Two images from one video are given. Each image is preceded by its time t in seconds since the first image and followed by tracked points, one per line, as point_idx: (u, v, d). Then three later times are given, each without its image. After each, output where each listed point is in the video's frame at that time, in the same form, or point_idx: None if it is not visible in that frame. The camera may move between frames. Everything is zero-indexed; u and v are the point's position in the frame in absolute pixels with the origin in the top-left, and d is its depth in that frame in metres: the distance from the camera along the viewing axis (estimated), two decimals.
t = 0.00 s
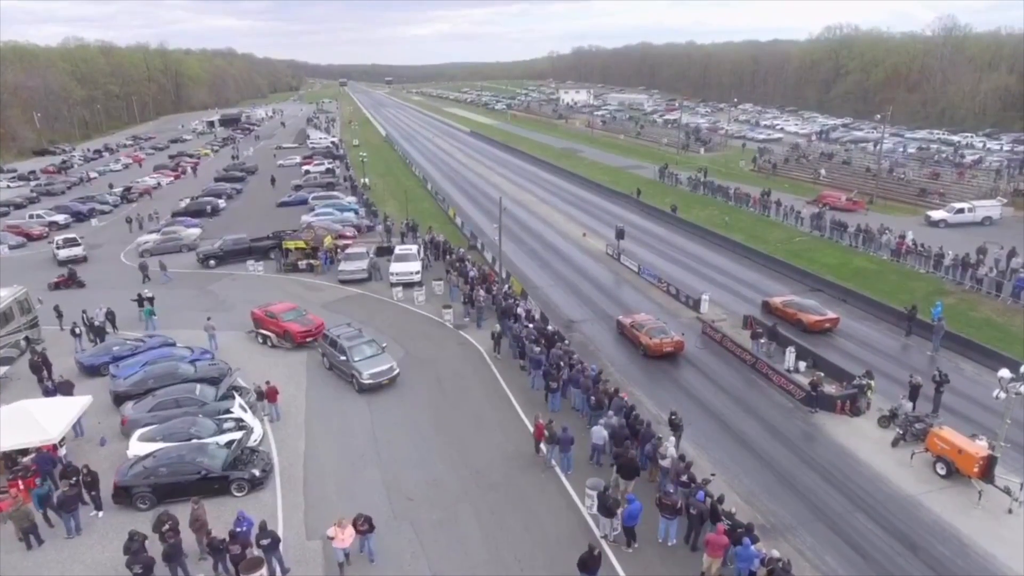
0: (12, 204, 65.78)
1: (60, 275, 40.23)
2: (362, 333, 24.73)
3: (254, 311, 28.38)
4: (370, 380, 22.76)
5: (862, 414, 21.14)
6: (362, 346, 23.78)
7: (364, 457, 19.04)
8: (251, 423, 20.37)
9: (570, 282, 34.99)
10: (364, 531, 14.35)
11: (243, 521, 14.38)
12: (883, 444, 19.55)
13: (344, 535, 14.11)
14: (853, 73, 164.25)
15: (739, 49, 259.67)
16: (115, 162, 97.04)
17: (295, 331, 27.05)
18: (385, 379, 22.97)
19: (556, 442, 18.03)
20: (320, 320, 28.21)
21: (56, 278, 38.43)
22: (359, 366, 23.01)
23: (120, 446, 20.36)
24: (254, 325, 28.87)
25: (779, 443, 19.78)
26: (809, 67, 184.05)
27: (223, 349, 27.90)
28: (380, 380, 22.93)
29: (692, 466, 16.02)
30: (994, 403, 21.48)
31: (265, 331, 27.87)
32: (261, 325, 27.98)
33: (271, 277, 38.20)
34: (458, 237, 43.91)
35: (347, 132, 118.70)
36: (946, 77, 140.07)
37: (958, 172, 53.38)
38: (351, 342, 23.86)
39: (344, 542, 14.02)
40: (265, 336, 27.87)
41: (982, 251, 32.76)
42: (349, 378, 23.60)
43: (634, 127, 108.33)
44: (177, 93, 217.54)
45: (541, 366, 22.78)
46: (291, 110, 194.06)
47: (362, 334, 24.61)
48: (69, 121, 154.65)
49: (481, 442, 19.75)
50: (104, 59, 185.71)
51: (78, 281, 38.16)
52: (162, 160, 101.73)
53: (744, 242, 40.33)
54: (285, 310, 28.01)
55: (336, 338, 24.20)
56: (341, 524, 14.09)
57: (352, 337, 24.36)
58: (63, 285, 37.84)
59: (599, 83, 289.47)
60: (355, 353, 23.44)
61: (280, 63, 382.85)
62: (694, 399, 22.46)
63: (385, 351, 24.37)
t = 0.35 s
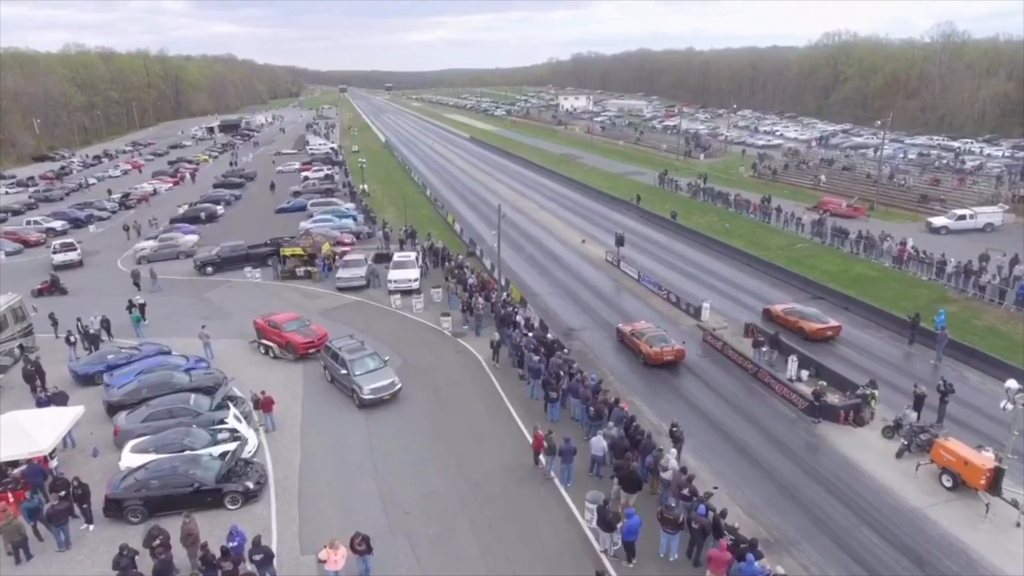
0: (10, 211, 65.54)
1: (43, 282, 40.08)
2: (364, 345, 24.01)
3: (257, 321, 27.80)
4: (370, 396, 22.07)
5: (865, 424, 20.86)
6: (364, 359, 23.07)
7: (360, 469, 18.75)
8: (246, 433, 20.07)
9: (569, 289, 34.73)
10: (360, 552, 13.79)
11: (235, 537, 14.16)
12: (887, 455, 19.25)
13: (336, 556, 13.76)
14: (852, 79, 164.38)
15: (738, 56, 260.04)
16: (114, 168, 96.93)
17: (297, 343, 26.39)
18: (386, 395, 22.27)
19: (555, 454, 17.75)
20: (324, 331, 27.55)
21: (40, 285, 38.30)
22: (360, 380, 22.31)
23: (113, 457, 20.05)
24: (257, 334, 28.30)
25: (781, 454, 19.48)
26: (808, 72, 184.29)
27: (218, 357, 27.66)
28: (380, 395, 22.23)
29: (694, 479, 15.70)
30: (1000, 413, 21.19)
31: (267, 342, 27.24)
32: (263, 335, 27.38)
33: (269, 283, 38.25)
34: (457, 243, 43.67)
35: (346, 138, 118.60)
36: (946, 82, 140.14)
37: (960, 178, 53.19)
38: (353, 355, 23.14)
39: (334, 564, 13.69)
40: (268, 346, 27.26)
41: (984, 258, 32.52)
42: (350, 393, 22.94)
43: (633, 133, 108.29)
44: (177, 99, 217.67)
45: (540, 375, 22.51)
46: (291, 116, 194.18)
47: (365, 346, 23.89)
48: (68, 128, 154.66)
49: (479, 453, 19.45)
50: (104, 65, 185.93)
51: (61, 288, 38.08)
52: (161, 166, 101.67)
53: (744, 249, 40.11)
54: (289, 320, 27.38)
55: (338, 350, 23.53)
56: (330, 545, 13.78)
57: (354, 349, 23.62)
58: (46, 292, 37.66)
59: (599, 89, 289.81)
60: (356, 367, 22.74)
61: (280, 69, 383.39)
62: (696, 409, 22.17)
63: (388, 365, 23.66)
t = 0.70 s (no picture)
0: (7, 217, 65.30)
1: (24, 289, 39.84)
2: (368, 359, 23.05)
3: (261, 332, 27.09)
4: (371, 415, 21.17)
5: (871, 437, 20.49)
6: (366, 375, 22.12)
7: (356, 483, 18.38)
8: (240, 446, 19.71)
9: (570, 298, 34.40)
10: None
11: (228, 555, 13.87)
12: (894, 469, 18.90)
13: None
14: (852, 86, 164.45)
15: (737, 63, 260.50)
16: (113, 175, 96.77)
17: (300, 356, 25.54)
18: (388, 414, 21.36)
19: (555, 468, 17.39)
20: (328, 344, 26.68)
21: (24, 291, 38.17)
22: (361, 398, 21.40)
23: (105, 470, 19.67)
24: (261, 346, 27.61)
25: (786, 468, 19.10)
26: (808, 79, 184.47)
27: (213, 367, 27.39)
28: (383, 415, 21.33)
29: (699, 494, 15.33)
30: (1008, 425, 20.82)
31: (271, 354, 26.49)
32: (267, 347, 26.65)
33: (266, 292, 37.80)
34: (456, 251, 43.36)
35: (346, 144, 118.55)
36: (945, 90, 140.32)
37: (961, 185, 52.97)
38: (355, 370, 22.22)
39: None
40: (271, 359, 26.54)
41: (988, 266, 32.23)
42: (351, 410, 22.07)
43: (633, 140, 108.21)
44: (177, 106, 217.88)
45: (539, 386, 22.16)
46: (291, 122, 194.41)
47: (368, 360, 22.95)
48: (67, 134, 154.52)
49: (478, 467, 19.06)
50: (104, 72, 186.11)
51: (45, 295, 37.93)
52: (160, 172, 101.51)
53: (745, 257, 39.81)
54: (292, 332, 26.59)
55: (339, 365, 22.60)
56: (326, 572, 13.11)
57: (357, 363, 22.71)
58: (28, 299, 37.47)
59: (598, 96, 290.33)
60: (358, 383, 21.80)
61: (280, 75, 384.18)
62: (698, 420, 21.81)
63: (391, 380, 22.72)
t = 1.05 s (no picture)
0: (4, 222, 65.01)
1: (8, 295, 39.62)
2: (372, 374, 22.34)
3: (265, 341, 26.51)
4: (372, 431, 20.39)
5: (878, 447, 20.14)
6: (369, 390, 21.35)
7: (353, 494, 18.03)
8: (235, 456, 19.36)
9: (570, 304, 34.06)
10: None
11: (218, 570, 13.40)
12: (901, 480, 18.55)
13: None
14: (852, 90, 164.42)
15: (737, 67, 260.67)
16: (112, 179, 96.60)
17: (303, 367, 24.88)
18: (390, 430, 20.60)
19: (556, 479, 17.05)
20: (332, 355, 26.00)
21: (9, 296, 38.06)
22: (362, 414, 20.63)
23: (97, 481, 19.30)
24: (265, 357, 27.02)
25: (792, 479, 18.75)
26: (808, 84, 184.41)
27: (210, 375, 27.06)
28: (384, 431, 20.55)
29: (704, 508, 14.98)
30: (1017, 436, 20.47)
31: (274, 365, 25.86)
32: (270, 358, 26.05)
33: (263, 297, 37.36)
34: (456, 256, 43.06)
35: (346, 149, 118.40)
36: (944, 95, 140.35)
37: (963, 190, 52.69)
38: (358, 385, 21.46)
39: None
40: (274, 370, 25.88)
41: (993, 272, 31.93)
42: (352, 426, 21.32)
43: (633, 144, 108.02)
44: (177, 110, 217.85)
45: (540, 395, 21.85)
46: (291, 127, 194.36)
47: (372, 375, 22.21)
48: (66, 138, 154.45)
49: (477, 478, 18.70)
50: (104, 76, 186.19)
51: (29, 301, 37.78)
52: (159, 176, 101.35)
53: (747, 262, 39.53)
54: (296, 343, 25.96)
55: (341, 379, 21.87)
56: None
57: (360, 377, 21.96)
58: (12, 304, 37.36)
59: (598, 101, 290.57)
60: (360, 398, 21.04)
61: (281, 80, 384.57)
62: (702, 430, 21.46)
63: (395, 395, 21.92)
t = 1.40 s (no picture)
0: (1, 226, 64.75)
1: None
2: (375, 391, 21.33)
3: (269, 353, 25.66)
4: (373, 453, 19.33)
5: (885, 458, 19.74)
6: (372, 408, 20.35)
7: (348, 508, 17.61)
8: (228, 467, 18.94)
9: (571, 310, 33.61)
10: None
11: None
12: (909, 492, 18.14)
13: None
14: (851, 94, 164.33)
15: (737, 71, 260.78)
16: (110, 183, 96.38)
17: (306, 381, 23.96)
18: (391, 452, 19.49)
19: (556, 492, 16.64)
20: (337, 368, 25.05)
21: None
22: (363, 433, 19.61)
23: (87, 492, 18.89)
24: (268, 367, 26.17)
25: (797, 491, 18.34)
26: (808, 88, 184.45)
27: (204, 383, 26.65)
28: (385, 452, 19.46)
29: (708, 523, 14.61)
30: None
31: (277, 377, 24.97)
32: (273, 369, 25.15)
33: (260, 303, 36.96)
34: (455, 261, 42.69)
35: (345, 152, 118.12)
36: (944, 98, 140.22)
37: (966, 194, 52.29)
38: (360, 403, 20.45)
39: None
40: (277, 382, 24.99)
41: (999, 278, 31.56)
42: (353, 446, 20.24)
43: (633, 148, 107.78)
44: (177, 113, 217.87)
45: (540, 405, 21.47)
46: (291, 130, 194.17)
47: (375, 392, 21.19)
48: (65, 142, 154.39)
49: (475, 490, 18.28)
50: (103, 79, 186.18)
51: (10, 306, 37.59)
52: (158, 180, 101.15)
53: (749, 267, 39.18)
54: (300, 354, 25.03)
55: (343, 395, 20.88)
56: None
57: (362, 395, 20.95)
58: None
59: (598, 104, 290.57)
60: (362, 417, 20.01)
61: (281, 83, 384.72)
62: (705, 439, 21.04)
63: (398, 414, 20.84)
